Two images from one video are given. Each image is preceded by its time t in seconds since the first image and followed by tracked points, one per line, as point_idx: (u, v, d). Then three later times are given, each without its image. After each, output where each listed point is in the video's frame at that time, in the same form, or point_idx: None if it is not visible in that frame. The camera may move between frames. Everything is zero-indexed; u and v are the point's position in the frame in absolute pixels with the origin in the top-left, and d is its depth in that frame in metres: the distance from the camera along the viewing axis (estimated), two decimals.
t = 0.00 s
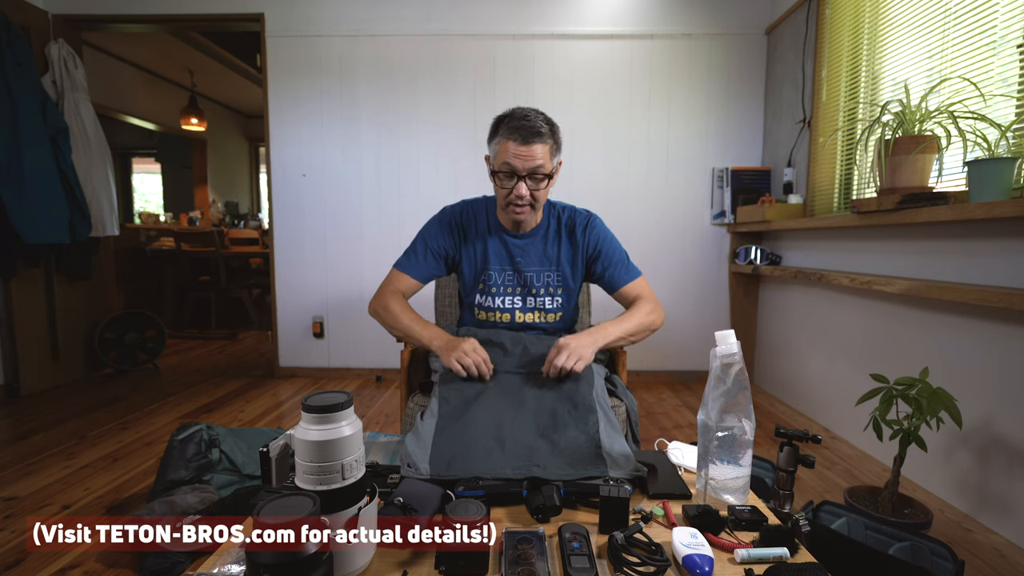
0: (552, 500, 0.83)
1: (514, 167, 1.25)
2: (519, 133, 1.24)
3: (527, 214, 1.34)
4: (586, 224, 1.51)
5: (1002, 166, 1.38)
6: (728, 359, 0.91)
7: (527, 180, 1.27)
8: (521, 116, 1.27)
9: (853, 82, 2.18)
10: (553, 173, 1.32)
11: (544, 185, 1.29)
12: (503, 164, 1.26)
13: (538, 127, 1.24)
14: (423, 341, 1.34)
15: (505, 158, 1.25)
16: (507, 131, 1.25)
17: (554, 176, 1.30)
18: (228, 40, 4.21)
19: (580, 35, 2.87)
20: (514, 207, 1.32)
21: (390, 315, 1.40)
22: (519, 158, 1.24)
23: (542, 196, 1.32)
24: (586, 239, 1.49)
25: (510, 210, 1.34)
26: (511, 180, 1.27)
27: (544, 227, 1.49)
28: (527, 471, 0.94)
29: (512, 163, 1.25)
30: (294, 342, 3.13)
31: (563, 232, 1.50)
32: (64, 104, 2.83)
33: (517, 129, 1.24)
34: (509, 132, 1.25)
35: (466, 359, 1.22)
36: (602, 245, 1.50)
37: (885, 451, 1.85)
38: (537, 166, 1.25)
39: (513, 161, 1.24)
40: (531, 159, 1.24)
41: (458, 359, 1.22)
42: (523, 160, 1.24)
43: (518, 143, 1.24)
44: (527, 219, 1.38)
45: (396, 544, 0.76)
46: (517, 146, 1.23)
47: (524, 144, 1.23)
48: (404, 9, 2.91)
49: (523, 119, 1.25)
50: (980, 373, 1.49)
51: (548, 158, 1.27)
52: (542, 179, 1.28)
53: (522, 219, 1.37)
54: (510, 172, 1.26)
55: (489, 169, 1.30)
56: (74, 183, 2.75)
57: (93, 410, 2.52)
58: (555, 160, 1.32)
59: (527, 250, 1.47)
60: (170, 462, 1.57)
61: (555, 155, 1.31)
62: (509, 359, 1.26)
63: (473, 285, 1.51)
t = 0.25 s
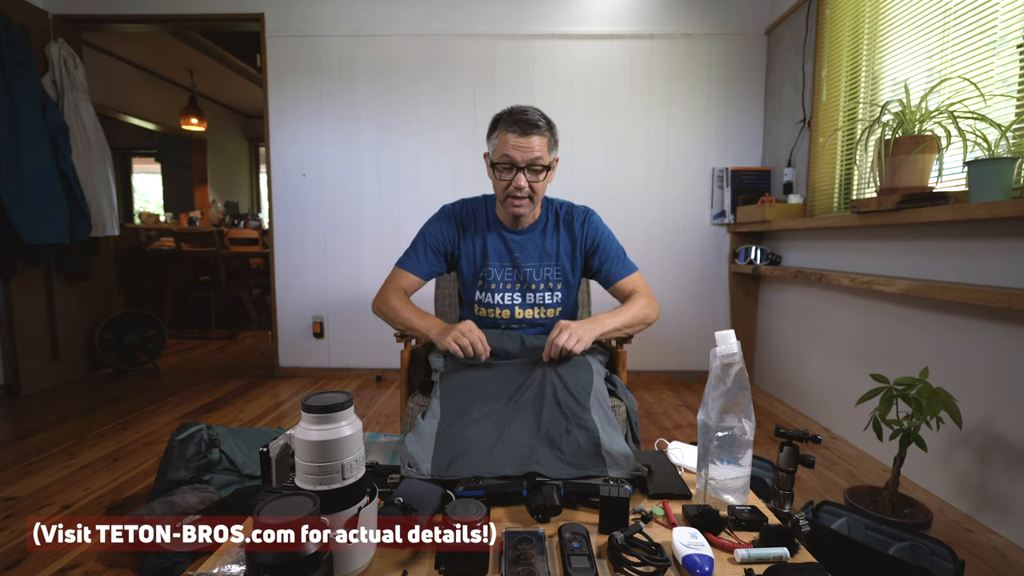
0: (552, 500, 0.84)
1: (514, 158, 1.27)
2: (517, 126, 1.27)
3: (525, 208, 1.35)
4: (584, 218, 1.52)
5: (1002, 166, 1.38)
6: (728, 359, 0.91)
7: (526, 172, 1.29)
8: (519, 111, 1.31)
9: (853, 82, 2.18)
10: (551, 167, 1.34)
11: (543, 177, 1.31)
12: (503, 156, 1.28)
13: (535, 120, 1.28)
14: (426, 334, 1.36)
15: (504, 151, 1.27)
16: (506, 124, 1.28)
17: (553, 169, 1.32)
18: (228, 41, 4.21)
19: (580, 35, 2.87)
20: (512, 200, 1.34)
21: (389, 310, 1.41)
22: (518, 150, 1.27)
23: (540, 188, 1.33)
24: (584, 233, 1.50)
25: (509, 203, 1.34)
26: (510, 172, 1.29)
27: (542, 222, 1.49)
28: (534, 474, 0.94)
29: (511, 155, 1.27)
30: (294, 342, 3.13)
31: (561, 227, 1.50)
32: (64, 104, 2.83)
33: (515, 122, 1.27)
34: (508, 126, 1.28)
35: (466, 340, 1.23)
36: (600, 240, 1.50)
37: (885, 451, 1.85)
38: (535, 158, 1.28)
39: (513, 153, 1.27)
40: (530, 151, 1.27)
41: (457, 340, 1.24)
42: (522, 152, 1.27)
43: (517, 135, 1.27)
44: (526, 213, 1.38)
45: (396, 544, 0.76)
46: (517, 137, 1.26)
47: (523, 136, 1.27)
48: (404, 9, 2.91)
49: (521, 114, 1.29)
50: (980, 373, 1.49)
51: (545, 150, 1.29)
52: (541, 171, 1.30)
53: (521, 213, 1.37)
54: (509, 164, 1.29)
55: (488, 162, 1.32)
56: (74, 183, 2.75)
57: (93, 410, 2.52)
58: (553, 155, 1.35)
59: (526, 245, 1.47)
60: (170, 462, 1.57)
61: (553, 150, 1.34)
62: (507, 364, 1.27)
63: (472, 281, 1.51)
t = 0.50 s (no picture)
0: (552, 500, 0.84)
1: (511, 153, 1.28)
2: (514, 121, 1.27)
3: (524, 203, 1.35)
4: (580, 213, 1.53)
5: (1002, 166, 1.38)
6: (728, 359, 0.91)
7: (523, 166, 1.29)
8: (516, 107, 1.32)
9: (853, 82, 2.18)
10: (548, 162, 1.35)
11: (540, 172, 1.31)
12: (500, 152, 1.29)
13: (532, 115, 1.29)
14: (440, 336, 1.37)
15: (502, 146, 1.28)
16: (503, 120, 1.29)
17: (550, 163, 1.32)
18: (228, 41, 4.21)
19: (580, 35, 2.87)
20: (511, 195, 1.33)
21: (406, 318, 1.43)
22: (516, 144, 1.27)
23: (538, 183, 1.33)
24: (581, 228, 1.51)
25: (507, 199, 1.34)
26: (508, 167, 1.30)
27: (539, 218, 1.50)
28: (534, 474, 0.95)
29: (509, 150, 1.28)
30: (294, 342, 3.13)
31: (558, 223, 1.51)
32: (64, 104, 2.83)
33: (512, 117, 1.27)
34: (505, 121, 1.28)
35: (472, 337, 1.22)
36: (597, 236, 1.51)
37: (885, 452, 1.85)
38: (533, 152, 1.28)
39: (510, 148, 1.27)
40: (527, 145, 1.27)
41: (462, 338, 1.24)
42: (519, 146, 1.27)
43: (515, 130, 1.27)
44: (525, 209, 1.38)
45: (396, 545, 0.76)
46: (514, 132, 1.27)
47: (520, 131, 1.27)
48: (404, 9, 2.91)
49: (518, 109, 1.30)
50: (980, 373, 1.49)
51: (543, 145, 1.30)
52: (538, 165, 1.30)
53: (519, 208, 1.37)
54: (507, 159, 1.29)
55: (486, 158, 1.32)
56: (74, 183, 2.75)
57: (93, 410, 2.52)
58: (550, 150, 1.36)
59: (524, 241, 1.48)
60: (170, 462, 1.57)
61: (550, 145, 1.35)
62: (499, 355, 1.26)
63: (473, 279, 1.51)
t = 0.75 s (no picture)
0: (552, 500, 0.83)
1: (508, 156, 1.28)
2: (510, 124, 1.29)
3: (523, 205, 1.35)
4: (583, 220, 1.53)
5: (1002, 166, 1.38)
6: (728, 359, 0.91)
7: (521, 169, 1.29)
8: (511, 112, 1.33)
9: (853, 82, 2.18)
10: (546, 164, 1.35)
11: (538, 173, 1.32)
12: (497, 155, 1.30)
13: (527, 118, 1.30)
14: (435, 336, 1.39)
15: (498, 149, 1.29)
16: (499, 125, 1.30)
17: (548, 165, 1.33)
18: (228, 41, 4.21)
19: (580, 35, 2.87)
20: (509, 198, 1.33)
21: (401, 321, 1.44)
22: (512, 147, 1.28)
23: (537, 185, 1.33)
24: (582, 234, 1.51)
25: (506, 202, 1.34)
26: (505, 170, 1.30)
27: (539, 222, 1.50)
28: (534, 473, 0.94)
29: (505, 153, 1.28)
30: (294, 342, 3.13)
31: (560, 228, 1.51)
32: (64, 104, 2.83)
33: (508, 121, 1.29)
34: (501, 126, 1.30)
35: (467, 324, 1.29)
36: (598, 241, 1.51)
37: (885, 451, 1.85)
38: (530, 154, 1.29)
39: (507, 151, 1.28)
40: (523, 147, 1.28)
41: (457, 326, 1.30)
42: (515, 149, 1.28)
43: (511, 133, 1.28)
44: (524, 211, 1.38)
45: (396, 545, 0.76)
46: (510, 135, 1.28)
47: (516, 134, 1.28)
48: (404, 9, 2.91)
49: (514, 113, 1.31)
50: (980, 374, 1.49)
51: (539, 147, 1.31)
52: (535, 167, 1.30)
53: (518, 211, 1.37)
54: (504, 162, 1.30)
55: (484, 162, 1.33)
56: (74, 183, 2.74)
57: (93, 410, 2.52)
58: (547, 152, 1.36)
59: (525, 246, 1.48)
60: (170, 462, 1.57)
61: (547, 147, 1.35)
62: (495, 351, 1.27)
63: (472, 283, 1.51)
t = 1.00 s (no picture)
0: (552, 500, 0.83)
1: (508, 159, 1.28)
2: (509, 126, 1.28)
3: (524, 207, 1.35)
4: (584, 220, 1.53)
5: (1002, 166, 1.38)
6: (728, 359, 0.91)
7: (520, 171, 1.29)
8: (510, 113, 1.33)
9: (853, 82, 2.18)
10: (546, 165, 1.35)
11: (538, 174, 1.32)
12: (497, 158, 1.29)
13: (526, 120, 1.29)
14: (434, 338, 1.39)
15: (498, 152, 1.29)
16: (498, 127, 1.30)
17: (547, 166, 1.33)
18: (228, 41, 4.21)
19: (580, 35, 2.87)
20: (510, 200, 1.33)
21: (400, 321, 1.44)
22: (512, 149, 1.28)
23: (537, 187, 1.33)
24: (583, 234, 1.51)
25: (506, 204, 1.34)
26: (505, 173, 1.30)
27: (540, 223, 1.50)
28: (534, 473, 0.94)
29: (505, 155, 1.28)
30: (294, 342, 3.13)
31: (561, 229, 1.51)
32: (64, 104, 2.83)
33: (507, 123, 1.29)
34: (500, 128, 1.29)
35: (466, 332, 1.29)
36: (599, 241, 1.52)
37: (885, 452, 1.85)
38: (530, 156, 1.29)
39: (507, 153, 1.28)
40: (523, 149, 1.28)
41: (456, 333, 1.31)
42: (515, 151, 1.28)
43: (510, 135, 1.28)
44: (525, 213, 1.38)
45: (396, 545, 0.76)
46: (510, 138, 1.28)
47: (516, 135, 1.28)
48: (404, 9, 2.91)
49: (513, 115, 1.31)
50: (980, 374, 1.49)
51: (539, 148, 1.30)
52: (535, 168, 1.30)
53: (519, 213, 1.37)
54: (504, 164, 1.30)
55: (484, 165, 1.33)
56: (74, 183, 2.74)
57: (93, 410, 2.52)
58: (547, 153, 1.36)
59: (525, 246, 1.48)
60: (170, 462, 1.57)
61: (547, 148, 1.35)
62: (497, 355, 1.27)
63: (473, 284, 1.51)
